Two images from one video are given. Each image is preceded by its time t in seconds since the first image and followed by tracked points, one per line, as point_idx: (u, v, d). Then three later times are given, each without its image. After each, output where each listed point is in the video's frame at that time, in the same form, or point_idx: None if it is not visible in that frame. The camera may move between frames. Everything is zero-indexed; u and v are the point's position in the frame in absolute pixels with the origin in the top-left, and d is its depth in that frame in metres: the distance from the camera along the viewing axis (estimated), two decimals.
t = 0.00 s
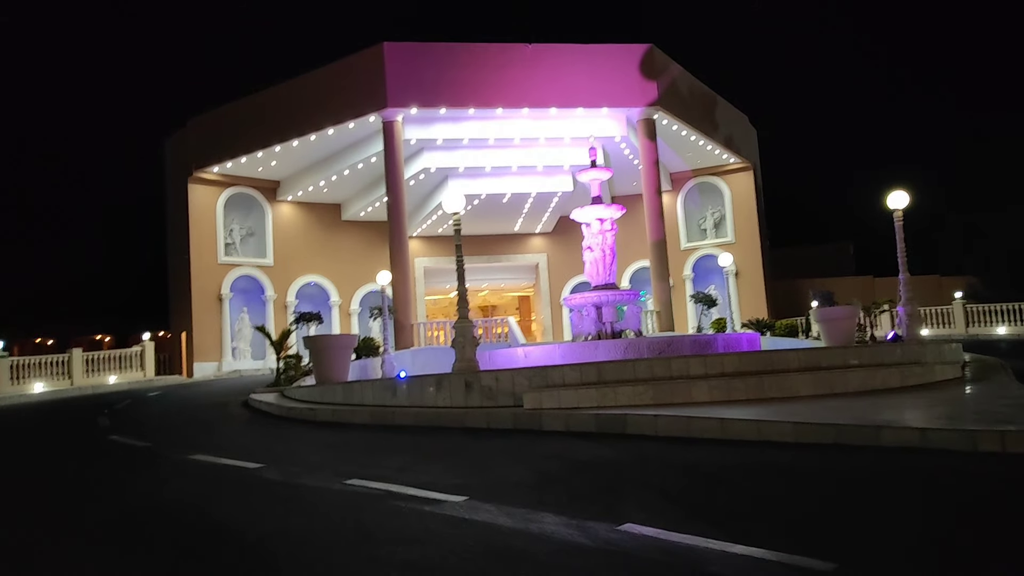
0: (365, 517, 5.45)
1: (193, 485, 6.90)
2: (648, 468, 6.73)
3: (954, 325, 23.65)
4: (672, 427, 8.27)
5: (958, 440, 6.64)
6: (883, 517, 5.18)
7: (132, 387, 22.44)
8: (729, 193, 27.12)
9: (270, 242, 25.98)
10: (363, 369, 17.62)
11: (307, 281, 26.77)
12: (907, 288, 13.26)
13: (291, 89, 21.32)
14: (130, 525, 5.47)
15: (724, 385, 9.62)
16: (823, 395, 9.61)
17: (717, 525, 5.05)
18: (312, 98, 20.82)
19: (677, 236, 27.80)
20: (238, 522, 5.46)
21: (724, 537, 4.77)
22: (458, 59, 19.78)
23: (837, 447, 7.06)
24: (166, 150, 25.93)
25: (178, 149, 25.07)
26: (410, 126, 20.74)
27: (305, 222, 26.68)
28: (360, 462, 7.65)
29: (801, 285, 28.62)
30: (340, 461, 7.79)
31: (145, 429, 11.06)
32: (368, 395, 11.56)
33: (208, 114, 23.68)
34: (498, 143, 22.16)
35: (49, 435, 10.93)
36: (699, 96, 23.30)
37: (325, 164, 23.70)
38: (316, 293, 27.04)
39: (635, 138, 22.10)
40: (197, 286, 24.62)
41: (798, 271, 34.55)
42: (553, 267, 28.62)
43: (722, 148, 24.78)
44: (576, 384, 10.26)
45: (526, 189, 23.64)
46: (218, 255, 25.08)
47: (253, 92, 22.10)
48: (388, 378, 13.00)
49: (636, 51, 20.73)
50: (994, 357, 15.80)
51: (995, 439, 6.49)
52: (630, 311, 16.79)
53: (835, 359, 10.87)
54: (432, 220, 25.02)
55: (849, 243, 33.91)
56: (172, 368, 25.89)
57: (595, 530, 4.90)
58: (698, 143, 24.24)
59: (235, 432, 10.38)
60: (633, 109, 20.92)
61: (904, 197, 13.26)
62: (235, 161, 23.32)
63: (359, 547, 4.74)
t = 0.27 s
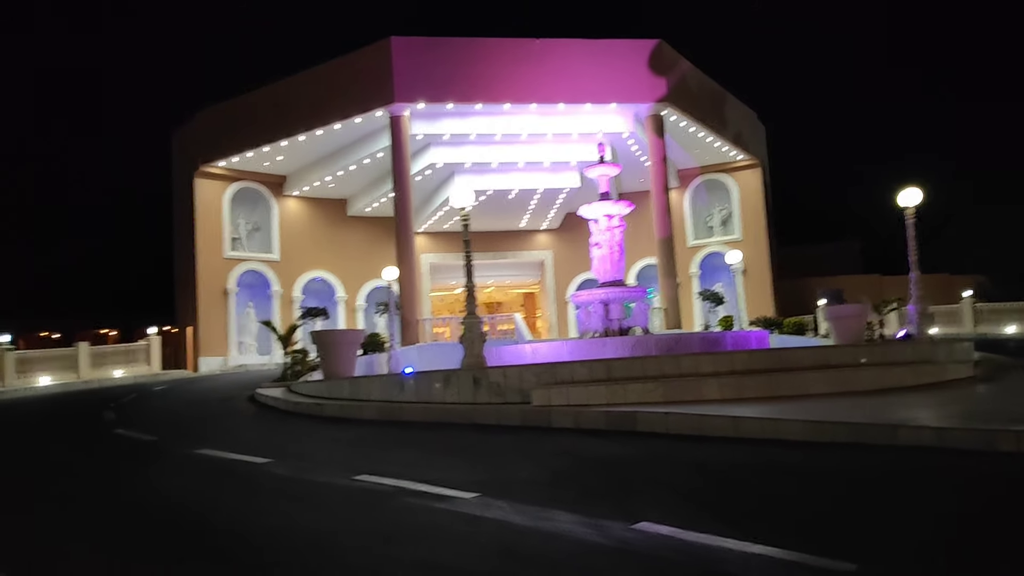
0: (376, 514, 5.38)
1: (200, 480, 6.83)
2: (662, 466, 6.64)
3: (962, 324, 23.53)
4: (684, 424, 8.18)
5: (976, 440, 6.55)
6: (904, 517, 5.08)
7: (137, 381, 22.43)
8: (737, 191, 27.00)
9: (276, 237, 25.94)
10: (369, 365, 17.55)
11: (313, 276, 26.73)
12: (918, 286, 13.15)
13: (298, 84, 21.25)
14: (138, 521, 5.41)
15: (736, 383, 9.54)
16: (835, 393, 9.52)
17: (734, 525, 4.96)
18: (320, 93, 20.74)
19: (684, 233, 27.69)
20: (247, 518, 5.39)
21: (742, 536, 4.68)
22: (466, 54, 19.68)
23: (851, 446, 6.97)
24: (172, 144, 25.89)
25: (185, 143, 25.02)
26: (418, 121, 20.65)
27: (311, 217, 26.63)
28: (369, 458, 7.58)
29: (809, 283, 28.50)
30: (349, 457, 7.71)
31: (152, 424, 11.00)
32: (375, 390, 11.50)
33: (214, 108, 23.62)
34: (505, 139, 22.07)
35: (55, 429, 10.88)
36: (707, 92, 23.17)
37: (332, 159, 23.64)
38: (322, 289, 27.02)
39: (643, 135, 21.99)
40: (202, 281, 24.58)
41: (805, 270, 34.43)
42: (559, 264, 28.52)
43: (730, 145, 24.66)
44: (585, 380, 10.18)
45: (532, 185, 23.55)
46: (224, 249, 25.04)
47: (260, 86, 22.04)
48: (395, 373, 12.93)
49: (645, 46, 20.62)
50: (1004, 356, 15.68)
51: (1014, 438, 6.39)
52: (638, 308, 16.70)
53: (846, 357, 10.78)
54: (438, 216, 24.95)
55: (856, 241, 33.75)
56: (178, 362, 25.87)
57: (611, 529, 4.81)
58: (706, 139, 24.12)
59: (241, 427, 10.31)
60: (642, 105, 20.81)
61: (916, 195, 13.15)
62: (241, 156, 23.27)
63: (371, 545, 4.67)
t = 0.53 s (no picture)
0: (388, 517, 5.29)
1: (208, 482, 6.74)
2: (677, 470, 6.54)
3: (973, 328, 23.35)
4: (696, 428, 8.08)
5: (998, 446, 6.43)
6: (926, 522, 4.97)
7: (143, 381, 22.40)
8: (745, 192, 26.87)
9: (282, 237, 25.88)
10: (376, 365, 17.47)
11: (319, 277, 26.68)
12: (931, 289, 13.02)
13: (305, 84, 21.20)
14: (146, 523, 5.32)
15: (748, 386, 9.43)
16: (849, 397, 9.40)
17: (753, 530, 4.86)
18: (327, 92, 20.68)
19: (692, 235, 27.57)
20: (256, 521, 5.30)
21: (762, 542, 4.58)
22: (474, 54, 19.60)
23: (869, 451, 6.85)
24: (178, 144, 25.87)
25: (191, 143, 24.99)
26: (425, 122, 20.58)
27: (317, 218, 26.58)
28: (378, 460, 7.49)
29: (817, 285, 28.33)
30: (358, 459, 7.63)
31: (158, 424, 10.93)
32: (383, 392, 11.41)
33: (221, 108, 23.58)
34: (513, 139, 21.98)
35: (62, 429, 10.82)
36: (716, 93, 23.06)
37: (338, 159, 23.58)
38: (328, 289, 26.94)
39: (651, 136, 21.89)
40: (208, 281, 24.55)
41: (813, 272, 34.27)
42: (566, 265, 28.42)
43: (739, 147, 24.54)
44: (595, 383, 10.08)
45: (540, 186, 23.46)
46: (230, 249, 25.00)
47: (267, 86, 22.00)
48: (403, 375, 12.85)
49: (653, 47, 20.51)
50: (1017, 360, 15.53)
51: None
52: (647, 310, 16.58)
53: (859, 360, 10.66)
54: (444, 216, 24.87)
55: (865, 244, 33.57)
56: (183, 362, 25.85)
57: (627, 534, 4.72)
58: (715, 141, 24.00)
59: (248, 427, 10.23)
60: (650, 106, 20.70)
61: (930, 197, 13.02)
62: (248, 156, 23.22)
63: (382, 549, 4.57)
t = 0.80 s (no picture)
0: (398, 524, 5.20)
1: (214, 485, 6.66)
2: (691, 477, 6.44)
3: (981, 335, 23.18)
4: (708, 434, 7.97)
5: (1016, 456, 6.32)
6: (949, 533, 4.87)
7: (148, 381, 22.36)
8: (753, 197, 26.76)
9: (288, 238, 25.83)
10: (382, 368, 17.39)
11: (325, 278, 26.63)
12: (943, 295, 12.90)
13: (313, 84, 21.15)
14: (152, 527, 5.23)
15: (759, 392, 9.33)
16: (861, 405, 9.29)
17: (771, 540, 4.76)
18: (334, 93, 20.63)
19: (699, 239, 27.47)
20: (265, 525, 5.22)
21: (780, 553, 4.49)
22: (483, 56, 19.54)
23: (885, 460, 6.74)
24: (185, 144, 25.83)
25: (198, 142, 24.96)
26: (433, 123, 20.52)
27: (323, 219, 26.52)
28: (386, 465, 7.40)
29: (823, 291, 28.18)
30: (366, 463, 7.54)
31: (164, 425, 10.85)
32: (390, 395, 11.33)
33: (229, 108, 23.54)
34: (521, 142, 21.90)
35: (66, 430, 10.74)
36: (724, 97, 22.97)
37: (345, 160, 23.53)
38: (333, 290, 26.92)
39: (659, 139, 21.80)
40: (214, 281, 24.51)
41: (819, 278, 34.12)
42: (572, 268, 28.33)
43: (747, 151, 24.43)
44: (604, 388, 9.98)
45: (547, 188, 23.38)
46: (236, 250, 24.97)
47: (275, 87, 21.96)
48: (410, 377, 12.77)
49: (663, 50, 20.42)
50: None
51: None
52: (655, 314, 16.47)
53: (871, 367, 10.54)
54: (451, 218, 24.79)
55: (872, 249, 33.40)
56: (188, 363, 25.81)
57: (643, 544, 4.62)
58: (723, 145, 23.90)
59: (254, 430, 10.15)
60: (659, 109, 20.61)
61: (942, 202, 12.90)
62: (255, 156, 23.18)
63: (393, 556, 4.48)
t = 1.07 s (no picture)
0: (410, 528, 5.12)
1: (223, 487, 6.59)
2: (706, 483, 6.34)
3: (993, 340, 22.99)
4: (721, 439, 7.87)
5: None
6: (972, 542, 4.76)
7: (156, 382, 22.38)
8: (762, 200, 26.61)
9: (297, 239, 25.81)
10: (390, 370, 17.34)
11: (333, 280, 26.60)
12: (957, 299, 12.76)
13: (322, 85, 21.14)
14: (160, 530, 5.16)
15: (773, 397, 9.22)
16: (875, 410, 9.17)
17: (791, 548, 4.66)
18: (344, 94, 20.60)
19: (708, 243, 27.34)
20: (274, 529, 5.14)
21: (801, 561, 4.40)
22: (493, 58, 19.48)
23: (903, 466, 6.63)
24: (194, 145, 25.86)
25: (207, 144, 24.98)
26: (442, 125, 20.47)
27: (331, 220, 26.50)
28: (396, 468, 7.33)
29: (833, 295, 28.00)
30: (375, 466, 7.46)
31: (172, 427, 10.80)
32: (399, 397, 11.25)
33: (238, 109, 23.55)
34: (530, 144, 21.83)
35: (75, 430, 10.69)
36: (735, 100, 22.85)
37: (354, 162, 23.50)
38: (341, 292, 26.90)
39: (669, 142, 21.69)
40: (222, 282, 24.51)
41: (829, 282, 33.93)
42: (580, 271, 28.24)
43: (757, 154, 24.30)
44: (616, 391, 9.89)
45: (556, 191, 23.30)
46: (244, 251, 24.96)
47: (284, 88, 21.95)
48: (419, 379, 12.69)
49: (673, 52, 20.33)
50: None
51: None
52: (665, 317, 16.35)
53: (885, 372, 10.42)
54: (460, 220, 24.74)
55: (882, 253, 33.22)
56: (196, 363, 25.83)
57: (659, 551, 4.53)
58: (733, 148, 23.77)
59: (263, 431, 10.09)
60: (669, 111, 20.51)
61: (957, 206, 12.75)
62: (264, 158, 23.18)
63: (404, 562, 4.40)
